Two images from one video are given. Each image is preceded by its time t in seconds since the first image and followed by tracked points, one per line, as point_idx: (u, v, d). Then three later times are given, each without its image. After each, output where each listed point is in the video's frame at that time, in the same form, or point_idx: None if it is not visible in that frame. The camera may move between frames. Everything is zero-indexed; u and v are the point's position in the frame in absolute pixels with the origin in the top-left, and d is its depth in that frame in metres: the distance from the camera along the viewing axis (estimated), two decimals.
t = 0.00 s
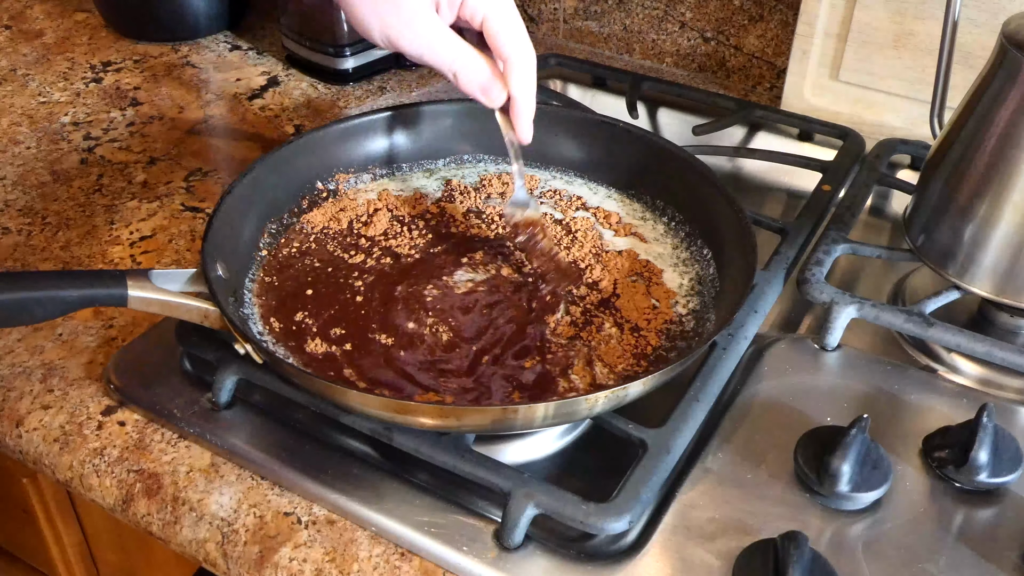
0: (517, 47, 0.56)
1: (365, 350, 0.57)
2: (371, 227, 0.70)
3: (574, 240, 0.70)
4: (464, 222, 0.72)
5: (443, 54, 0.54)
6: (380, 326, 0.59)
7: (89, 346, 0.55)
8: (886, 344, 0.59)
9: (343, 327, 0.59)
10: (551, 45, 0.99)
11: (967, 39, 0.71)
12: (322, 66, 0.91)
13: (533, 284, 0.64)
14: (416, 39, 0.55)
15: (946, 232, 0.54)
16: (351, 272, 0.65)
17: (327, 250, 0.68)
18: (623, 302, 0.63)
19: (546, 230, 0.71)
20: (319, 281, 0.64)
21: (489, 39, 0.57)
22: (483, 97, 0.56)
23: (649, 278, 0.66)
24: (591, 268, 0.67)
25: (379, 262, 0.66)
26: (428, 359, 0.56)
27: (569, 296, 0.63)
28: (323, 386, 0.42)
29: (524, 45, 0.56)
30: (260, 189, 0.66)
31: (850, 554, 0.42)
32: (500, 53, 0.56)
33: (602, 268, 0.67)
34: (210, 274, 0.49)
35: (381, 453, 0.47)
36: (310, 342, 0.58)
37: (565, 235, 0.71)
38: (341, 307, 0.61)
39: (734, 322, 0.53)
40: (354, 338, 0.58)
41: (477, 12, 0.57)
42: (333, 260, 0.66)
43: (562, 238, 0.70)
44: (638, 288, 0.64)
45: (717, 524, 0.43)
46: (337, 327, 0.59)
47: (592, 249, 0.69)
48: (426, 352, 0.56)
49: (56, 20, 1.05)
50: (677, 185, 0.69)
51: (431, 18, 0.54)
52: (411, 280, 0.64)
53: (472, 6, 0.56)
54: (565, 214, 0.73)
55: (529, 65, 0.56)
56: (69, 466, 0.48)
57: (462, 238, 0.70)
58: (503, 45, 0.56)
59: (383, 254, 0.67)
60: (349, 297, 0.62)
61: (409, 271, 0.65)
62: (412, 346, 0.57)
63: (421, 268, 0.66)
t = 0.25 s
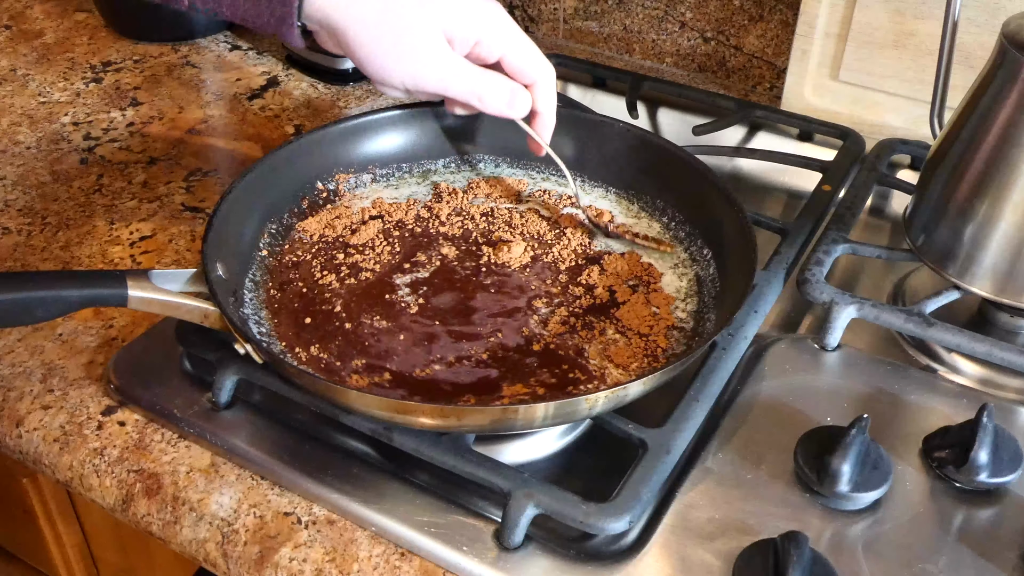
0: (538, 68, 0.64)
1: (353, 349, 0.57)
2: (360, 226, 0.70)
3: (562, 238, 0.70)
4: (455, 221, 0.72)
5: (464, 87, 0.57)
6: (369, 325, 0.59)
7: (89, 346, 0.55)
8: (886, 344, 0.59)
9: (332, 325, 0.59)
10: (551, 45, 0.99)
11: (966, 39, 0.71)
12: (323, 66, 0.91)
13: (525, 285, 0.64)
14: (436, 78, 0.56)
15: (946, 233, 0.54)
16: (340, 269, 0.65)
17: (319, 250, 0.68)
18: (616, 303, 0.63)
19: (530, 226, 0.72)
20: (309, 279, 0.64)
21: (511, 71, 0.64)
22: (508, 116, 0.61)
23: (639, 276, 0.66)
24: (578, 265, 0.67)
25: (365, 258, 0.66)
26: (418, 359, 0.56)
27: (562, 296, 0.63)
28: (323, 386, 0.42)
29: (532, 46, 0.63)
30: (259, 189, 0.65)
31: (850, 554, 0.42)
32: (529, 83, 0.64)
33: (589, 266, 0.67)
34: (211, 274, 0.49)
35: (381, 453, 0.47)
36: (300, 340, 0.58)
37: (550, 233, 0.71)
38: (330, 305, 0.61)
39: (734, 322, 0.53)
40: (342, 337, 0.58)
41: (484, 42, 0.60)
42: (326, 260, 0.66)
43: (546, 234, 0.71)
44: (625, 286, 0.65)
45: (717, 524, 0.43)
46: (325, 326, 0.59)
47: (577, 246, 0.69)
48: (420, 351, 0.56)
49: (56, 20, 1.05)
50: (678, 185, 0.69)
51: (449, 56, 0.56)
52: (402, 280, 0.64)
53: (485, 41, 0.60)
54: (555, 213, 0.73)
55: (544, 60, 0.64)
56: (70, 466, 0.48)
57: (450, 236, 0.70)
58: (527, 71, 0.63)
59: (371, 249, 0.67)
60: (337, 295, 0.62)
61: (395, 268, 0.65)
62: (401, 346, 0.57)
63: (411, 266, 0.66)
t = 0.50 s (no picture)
0: (516, 135, 0.59)
1: (347, 350, 0.57)
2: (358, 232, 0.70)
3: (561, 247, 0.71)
4: (454, 228, 0.72)
5: (435, 139, 0.53)
6: (365, 328, 0.59)
7: (89, 346, 0.55)
8: (886, 344, 0.59)
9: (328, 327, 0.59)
10: (551, 45, 0.99)
11: (966, 39, 0.71)
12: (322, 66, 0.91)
13: (523, 288, 0.64)
14: (408, 122, 0.52)
15: (946, 233, 0.54)
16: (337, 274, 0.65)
17: (318, 254, 0.68)
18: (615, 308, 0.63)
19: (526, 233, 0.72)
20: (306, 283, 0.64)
21: (488, 128, 0.59)
22: (471, 182, 0.57)
23: (636, 282, 0.66)
24: (574, 271, 0.68)
25: (361, 262, 0.67)
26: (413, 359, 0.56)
27: (561, 299, 0.64)
28: (324, 386, 0.42)
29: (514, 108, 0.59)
30: (259, 190, 0.65)
31: (850, 555, 0.42)
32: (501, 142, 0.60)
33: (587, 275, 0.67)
34: (211, 274, 0.49)
35: (381, 452, 0.47)
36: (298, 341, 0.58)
37: (546, 240, 0.71)
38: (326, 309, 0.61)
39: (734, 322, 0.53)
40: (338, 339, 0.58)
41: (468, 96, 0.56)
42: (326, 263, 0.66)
43: (538, 242, 0.71)
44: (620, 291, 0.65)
45: (717, 523, 0.43)
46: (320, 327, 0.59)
47: (577, 254, 0.70)
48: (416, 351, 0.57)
49: (56, 20, 1.05)
50: (677, 185, 0.69)
51: (426, 105, 0.52)
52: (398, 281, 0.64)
53: (470, 94, 0.56)
54: (554, 221, 0.74)
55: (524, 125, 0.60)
56: (70, 466, 0.48)
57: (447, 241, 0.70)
58: (504, 136, 0.59)
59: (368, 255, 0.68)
60: (333, 298, 0.62)
61: (392, 272, 0.66)
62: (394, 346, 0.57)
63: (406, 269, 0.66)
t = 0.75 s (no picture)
0: (457, 76, 0.61)
1: (358, 355, 0.56)
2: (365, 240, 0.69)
3: (580, 255, 0.69)
4: (455, 227, 0.72)
5: (386, 60, 0.55)
6: (365, 327, 0.59)
7: (89, 346, 0.55)
8: (886, 344, 0.59)
9: (337, 335, 0.58)
10: (551, 45, 0.99)
11: (966, 39, 0.71)
12: (322, 66, 0.91)
13: (524, 288, 0.64)
14: (363, 36, 0.54)
15: (946, 233, 0.54)
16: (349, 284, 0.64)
17: (322, 255, 0.67)
18: (620, 308, 0.62)
19: (537, 238, 0.70)
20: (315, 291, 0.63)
21: (434, 62, 0.61)
22: (402, 111, 0.60)
23: (651, 287, 0.65)
24: (593, 279, 0.66)
25: (371, 266, 0.66)
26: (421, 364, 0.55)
27: (565, 301, 0.63)
28: (324, 386, 0.42)
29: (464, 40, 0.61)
30: (258, 189, 0.65)
31: (850, 555, 0.42)
32: (442, 84, 0.61)
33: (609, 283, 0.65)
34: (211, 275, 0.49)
35: (381, 452, 0.47)
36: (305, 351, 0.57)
37: (551, 242, 0.70)
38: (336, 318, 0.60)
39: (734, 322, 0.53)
40: (344, 341, 0.58)
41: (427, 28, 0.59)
42: (325, 262, 0.66)
43: (553, 247, 0.69)
44: (636, 297, 0.64)
45: (717, 523, 0.43)
46: (326, 336, 0.58)
47: (601, 263, 0.68)
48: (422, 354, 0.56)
49: (56, 20, 1.05)
50: (678, 185, 0.69)
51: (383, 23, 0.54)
52: (398, 282, 0.64)
53: (426, 25, 0.60)
54: (566, 229, 0.72)
55: (466, 64, 0.62)
56: (70, 466, 0.48)
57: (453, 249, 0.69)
58: (446, 74, 0.61)
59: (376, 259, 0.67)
60: (335, 300, 0.62)
61: (395, 274, 0.65)
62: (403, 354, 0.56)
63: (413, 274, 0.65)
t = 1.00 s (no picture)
0: (549, 113, 0.55)
1: (369, 351, 0.56)
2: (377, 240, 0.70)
3: (601, 257, 0.68)
4: (455, 228, 0.72)
5: (472, 124, 0.54)
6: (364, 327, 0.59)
7: (89, 346, 0.55)
8: (886, 345, 0.59)
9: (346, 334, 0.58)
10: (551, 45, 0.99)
11: (966, 39, 0.71)
12: (323, 66, 0.91)
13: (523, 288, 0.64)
14: (443, 108, 0.52)
15: (946, 233, 0.54)
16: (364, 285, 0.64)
17: (324, 253, 0.67)
18: (622, 308, 0.62)
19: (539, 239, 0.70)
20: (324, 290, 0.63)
21: (519, 106, 0.54)
22: (512, 163, 0.58)
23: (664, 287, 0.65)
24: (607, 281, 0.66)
25: (376, 265, 0.66)
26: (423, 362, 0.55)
27: (569, 300, 0.63)
28: (324, 386, 0.42)
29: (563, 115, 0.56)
30: (259, 190, 0.65)
31: (851, 555, 0.42)
32: (533, 126, 0.55)
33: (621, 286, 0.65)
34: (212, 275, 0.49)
35: (381, 452, 0.47)
36: (308, 349, 0.57)
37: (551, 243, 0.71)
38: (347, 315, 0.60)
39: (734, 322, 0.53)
40: (345, 338, 0.58)
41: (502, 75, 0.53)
42: (325, 262, 0.66)
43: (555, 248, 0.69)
44: (652, 296, 0.64)
45: (717, 523, 0.43)
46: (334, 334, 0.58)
47: (622, 270, 0.67)
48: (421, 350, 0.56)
49: (56, 20, 1.05)
50: (677, 184, 0.69)
51: (462, 88, 0.52)
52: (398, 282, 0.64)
53: (502, 70, 0.53)
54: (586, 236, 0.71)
55: (561, 132, 0.56)
56: (70, 466, 0.48)
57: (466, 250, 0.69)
58: (536, 114, 0.54)
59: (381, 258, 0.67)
60: (336, 300, 0.62)
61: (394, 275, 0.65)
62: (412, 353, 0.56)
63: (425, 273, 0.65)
